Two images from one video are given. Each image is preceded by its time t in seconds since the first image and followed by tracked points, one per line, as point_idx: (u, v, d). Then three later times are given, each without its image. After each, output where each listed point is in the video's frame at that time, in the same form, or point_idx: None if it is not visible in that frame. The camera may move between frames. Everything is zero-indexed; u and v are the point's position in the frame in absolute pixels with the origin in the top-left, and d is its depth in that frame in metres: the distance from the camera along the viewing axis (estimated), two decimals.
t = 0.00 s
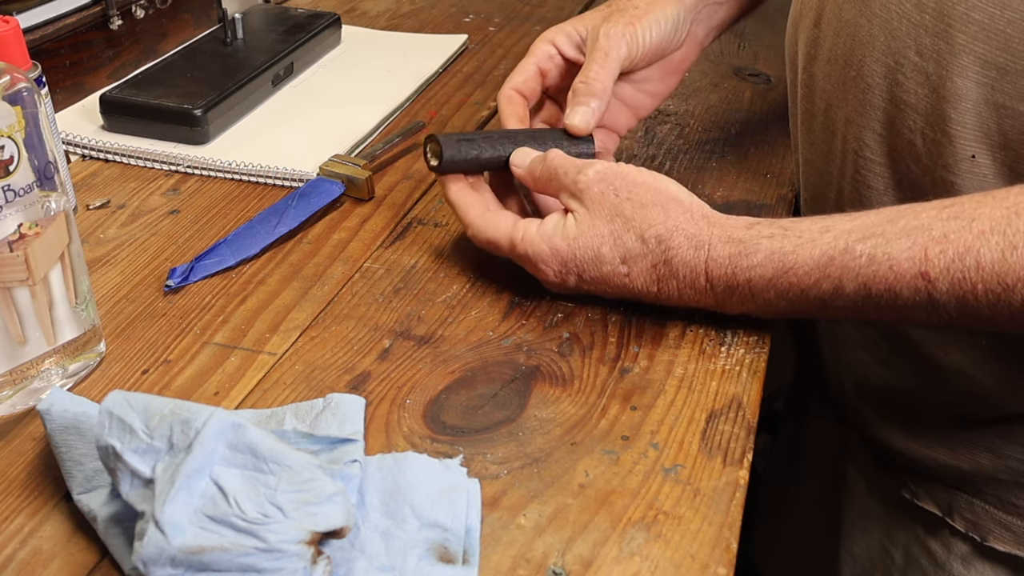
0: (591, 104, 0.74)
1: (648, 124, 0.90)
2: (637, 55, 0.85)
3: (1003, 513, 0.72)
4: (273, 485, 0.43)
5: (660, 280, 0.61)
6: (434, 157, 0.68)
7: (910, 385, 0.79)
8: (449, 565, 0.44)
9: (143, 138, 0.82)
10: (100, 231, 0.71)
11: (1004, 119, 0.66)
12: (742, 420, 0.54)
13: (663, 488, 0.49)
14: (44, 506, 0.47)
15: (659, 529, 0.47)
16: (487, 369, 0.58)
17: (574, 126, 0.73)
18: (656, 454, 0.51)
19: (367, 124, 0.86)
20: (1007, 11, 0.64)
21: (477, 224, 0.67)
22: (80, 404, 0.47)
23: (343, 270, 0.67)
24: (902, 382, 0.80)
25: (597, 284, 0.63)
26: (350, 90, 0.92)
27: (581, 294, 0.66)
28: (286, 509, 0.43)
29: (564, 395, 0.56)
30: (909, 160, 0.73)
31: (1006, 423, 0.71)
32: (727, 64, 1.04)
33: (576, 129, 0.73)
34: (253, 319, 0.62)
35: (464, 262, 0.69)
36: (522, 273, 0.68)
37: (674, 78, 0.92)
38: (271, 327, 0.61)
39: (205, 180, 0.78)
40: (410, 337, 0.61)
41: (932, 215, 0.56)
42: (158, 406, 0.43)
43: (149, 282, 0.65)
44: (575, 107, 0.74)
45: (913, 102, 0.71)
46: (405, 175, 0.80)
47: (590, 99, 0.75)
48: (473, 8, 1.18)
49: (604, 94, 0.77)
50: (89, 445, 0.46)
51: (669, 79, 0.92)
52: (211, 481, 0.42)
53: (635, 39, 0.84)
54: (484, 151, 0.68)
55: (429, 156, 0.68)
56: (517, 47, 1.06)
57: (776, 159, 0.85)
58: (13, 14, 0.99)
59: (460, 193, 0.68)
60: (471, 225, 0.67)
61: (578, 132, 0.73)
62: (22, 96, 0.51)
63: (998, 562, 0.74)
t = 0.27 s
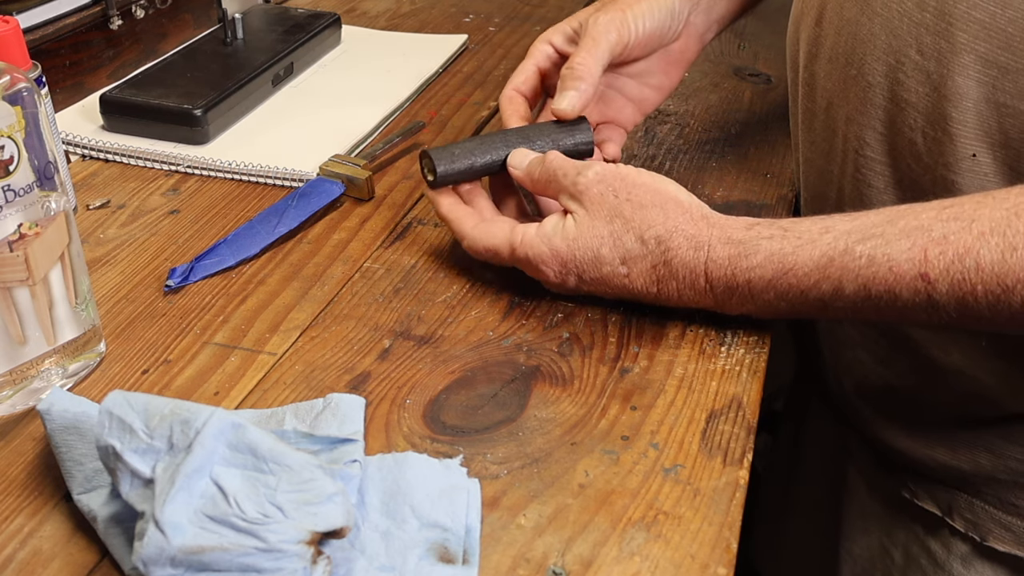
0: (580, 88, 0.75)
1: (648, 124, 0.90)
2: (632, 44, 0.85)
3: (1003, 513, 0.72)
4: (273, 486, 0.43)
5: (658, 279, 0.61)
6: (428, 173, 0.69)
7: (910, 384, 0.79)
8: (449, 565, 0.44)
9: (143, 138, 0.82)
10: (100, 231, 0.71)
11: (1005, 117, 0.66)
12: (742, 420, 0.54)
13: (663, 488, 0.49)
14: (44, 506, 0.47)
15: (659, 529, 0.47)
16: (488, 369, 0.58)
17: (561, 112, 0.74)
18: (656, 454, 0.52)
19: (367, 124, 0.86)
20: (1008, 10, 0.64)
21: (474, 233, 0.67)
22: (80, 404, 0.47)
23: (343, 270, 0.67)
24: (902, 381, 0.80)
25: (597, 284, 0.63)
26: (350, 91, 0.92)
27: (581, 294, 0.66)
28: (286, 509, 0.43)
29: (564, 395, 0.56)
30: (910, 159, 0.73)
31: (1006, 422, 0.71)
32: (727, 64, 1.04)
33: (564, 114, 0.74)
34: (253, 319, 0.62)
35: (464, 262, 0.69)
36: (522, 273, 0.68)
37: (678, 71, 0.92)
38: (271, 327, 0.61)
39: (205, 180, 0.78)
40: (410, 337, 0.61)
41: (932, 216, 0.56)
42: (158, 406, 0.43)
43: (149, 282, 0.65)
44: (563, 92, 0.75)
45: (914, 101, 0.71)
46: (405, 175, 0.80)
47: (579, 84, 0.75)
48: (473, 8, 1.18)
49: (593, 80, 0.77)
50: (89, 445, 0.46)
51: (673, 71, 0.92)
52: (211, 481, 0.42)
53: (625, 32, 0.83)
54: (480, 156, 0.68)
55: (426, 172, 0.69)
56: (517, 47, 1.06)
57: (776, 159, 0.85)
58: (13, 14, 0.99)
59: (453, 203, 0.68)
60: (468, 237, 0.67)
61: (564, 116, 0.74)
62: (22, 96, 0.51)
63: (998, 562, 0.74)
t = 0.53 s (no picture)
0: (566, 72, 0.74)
1: (648, 124, 0.90)
2: (622, 29, 0.87)
3: (1004, 513, 0.72)
4: (273, 486, 0.43)
5: (657, 279, 0.61)
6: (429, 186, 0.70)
7: (910, 384, 0.79)
8: (449, 565, 0.44)
9: (143, 138, 0.82)
10: (100, 231, 0.71)
11: (1007, 117, 0.66)
12: (742, 420, 0.54)
13: (663, 488, 0.49)
14: (44, 506, 0.47)
15: (659, 529, 0.47)
16: (488, 369, 0.58)
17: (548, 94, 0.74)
18: (656, 454, 0.52)
19: (367, 125, 0.86)
20: (1011, 10, 0.64)
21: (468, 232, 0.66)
22: (80, 404, 0.47)
23: (343, 270, 0.67)
24: (902, 381, 0.80)
25: (598, 284, 0.63)
26: (350, 91, 0.92)
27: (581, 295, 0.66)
28: (286, 509, 0.43)
29: (564, 395, 0.56)
30: (912, 158, 0.73)
31: (1007, 422, 0.71)
32: (727, 64, 1.04)
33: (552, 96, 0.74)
34: (253, 319, 0.62)
35: (464, 262, 0.69)
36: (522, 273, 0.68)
37: (679, 57, 0.93)
38: (271, 327, 0.61)
39: (205, 180, 0.78)
40: (410, 337, 0.61)
41: (932, 215, 0.56)
42: (158, 406, 0.43)
43: (149, 282, 0.65)
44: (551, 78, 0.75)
45: (916, 100, 0.71)
46: (405, 175, 0.80)
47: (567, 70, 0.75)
48: (473, 8, 1.18)
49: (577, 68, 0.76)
50: (89, 446, 0.46)
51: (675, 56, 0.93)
52: (211, 481, 0.42)
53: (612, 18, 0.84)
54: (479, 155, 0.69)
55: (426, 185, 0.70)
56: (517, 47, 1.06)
57: (776, 160, 0.85)
58: (13, 14, 0.99)
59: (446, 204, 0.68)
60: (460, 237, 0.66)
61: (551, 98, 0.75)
62: (22, 96, 0.51)
63: (998, 562, 0.74)
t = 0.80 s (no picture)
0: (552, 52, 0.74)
1: (648, 124, 0.90)
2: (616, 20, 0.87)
3: (1004, 512, 0.72)
4: (273, 486, 0.43)
5: (657, 278, 0.61)
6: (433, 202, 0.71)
7: (910, 382, 0.79)
8: (449, 565, 0.44)
9: (143, 138, 0.82)
10: (100, 231, 0.71)
11: (1010, 116, 0.66)
12: (743, 420, 0.54)
13: (663, 488, 0.49)
14: (44, 506, 0.47)
15: (659, 528, 0.47)
16: (488, 369, 0.58)
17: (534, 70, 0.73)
18: (656, 454, 0.51)
19: (367, 124, 0.86)
20: (1014, 9, 0.64)
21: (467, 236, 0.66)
22: (81, 404, 0.47)
23: (343, 270, 0.67)
24: (903, 379, 0.80)
25: (598, 282, 0.63)
26: (351, 91, 0.92)
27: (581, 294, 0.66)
28: (286, 509, 0.42)
29: (564, 395, 0.56)
30: (913, 157, 0.73)
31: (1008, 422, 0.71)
32: (727, 64, 1.04)
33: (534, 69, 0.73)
34: (253, 319, 0.62)
35: (464, 262, 0.69)
36: (522, 273, 0.68)
37: (678, 35, 0.94)
38: (271, 327, 0.61)
39: (205, 180, 0.78)
40: (410, 337, 0.61)
41: (933, 213, 0.56)
42: (158, 406, 0.43)
43: (149, 282, 0.65)
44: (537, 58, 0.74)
45: (918, 99, 0.71)
46: (405, 175, 0.80)
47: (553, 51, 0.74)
48: (473, 9, 1.18)
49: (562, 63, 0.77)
50: (89, 445, 0.46)
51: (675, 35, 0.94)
52: (211, 481, 0.42)
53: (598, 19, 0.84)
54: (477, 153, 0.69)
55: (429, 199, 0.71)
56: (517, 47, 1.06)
57: (776, 160, 0.85)
58: (13, 14, 0.99)
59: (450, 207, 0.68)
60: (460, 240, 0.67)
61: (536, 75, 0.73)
62: (22, 96, 0.51)
63: (1000, 562, 0.74)
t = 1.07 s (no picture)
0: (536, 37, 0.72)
1: (648, 124, 0.90)
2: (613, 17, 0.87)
3: (1004, 511, 0.72)
4: (273, 486, 0.43)
5: (654, 275, 0.61)
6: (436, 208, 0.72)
7: (909, 380, 0.79)
8: (449, 565, 0.44)
9: (143, 138, 0.82)
10: (100, 231, 0.71)
11: (1011, 114, 0.66)
12: (742, 420, 0.54)
13: (663, 488, 0.49)
14: (44, 506, 0.47)
15: (659, 528, 0.47)
16: (488, 369, 0.58)
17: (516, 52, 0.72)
18: (656, 454, 0.51)
19: (367, 125, 0.86)
20: (1015, 7, 0.64)
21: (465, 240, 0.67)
22: (81, 404, 0.47)
23: (343, 270, 0.67)
24: (902, 378, 0.80)
25: (596, 280, 0.63)
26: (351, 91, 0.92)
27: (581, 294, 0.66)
28: (286, 509, 0.43)
29: (564, 395, 0.56)
30: (914, 156, 0.73)
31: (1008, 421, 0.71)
32: (727, 64, 1.04)
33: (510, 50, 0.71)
34: (253, 319, 0.62)
35: (464, 263, 0.69)
36: (522, 273, 0.68)
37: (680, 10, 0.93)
38: (271, 327, 0.61)
39: (205, 180, 0.78)
40: (410, 337, 0.61)
41: (932, 212, 0.56)
42: (158, 406, 0.43)
43: (149, 282, 0.65)
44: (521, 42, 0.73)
45: (918, 98, 0.71)
46: (405, 175, 0.80)
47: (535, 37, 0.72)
48: (473, 9, 1.18)
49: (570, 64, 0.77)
50: (89, 445, 0.46)
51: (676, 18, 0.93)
52: (211, 481, 0.42)
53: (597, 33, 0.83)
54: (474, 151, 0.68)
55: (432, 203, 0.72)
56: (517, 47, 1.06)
57: (776, 160, 0.85)
58: (13, 14, 0.99)
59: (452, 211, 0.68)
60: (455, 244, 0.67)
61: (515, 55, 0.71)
62: (22, 96, 0.51)
63: (999, 562, 0.74)
